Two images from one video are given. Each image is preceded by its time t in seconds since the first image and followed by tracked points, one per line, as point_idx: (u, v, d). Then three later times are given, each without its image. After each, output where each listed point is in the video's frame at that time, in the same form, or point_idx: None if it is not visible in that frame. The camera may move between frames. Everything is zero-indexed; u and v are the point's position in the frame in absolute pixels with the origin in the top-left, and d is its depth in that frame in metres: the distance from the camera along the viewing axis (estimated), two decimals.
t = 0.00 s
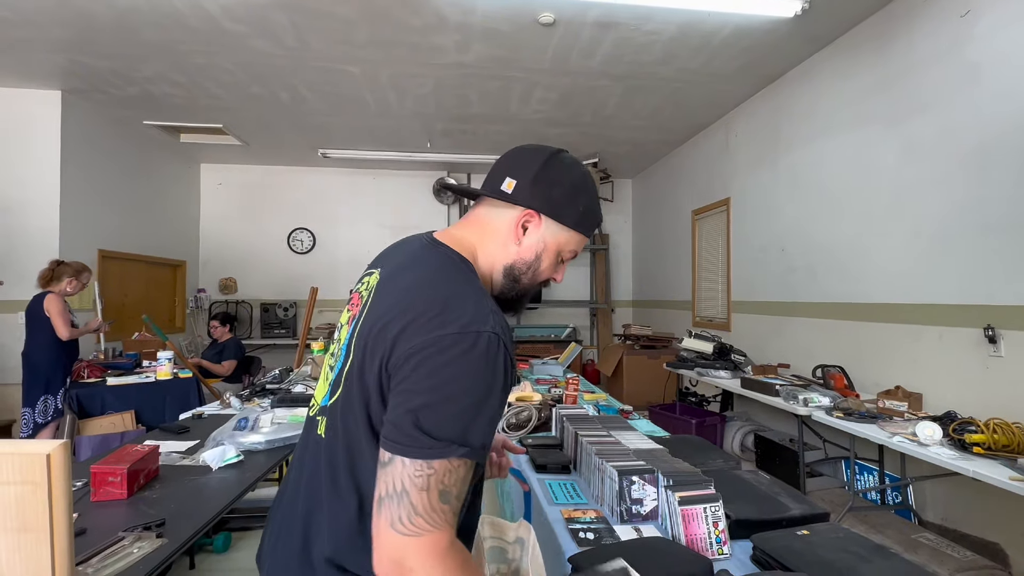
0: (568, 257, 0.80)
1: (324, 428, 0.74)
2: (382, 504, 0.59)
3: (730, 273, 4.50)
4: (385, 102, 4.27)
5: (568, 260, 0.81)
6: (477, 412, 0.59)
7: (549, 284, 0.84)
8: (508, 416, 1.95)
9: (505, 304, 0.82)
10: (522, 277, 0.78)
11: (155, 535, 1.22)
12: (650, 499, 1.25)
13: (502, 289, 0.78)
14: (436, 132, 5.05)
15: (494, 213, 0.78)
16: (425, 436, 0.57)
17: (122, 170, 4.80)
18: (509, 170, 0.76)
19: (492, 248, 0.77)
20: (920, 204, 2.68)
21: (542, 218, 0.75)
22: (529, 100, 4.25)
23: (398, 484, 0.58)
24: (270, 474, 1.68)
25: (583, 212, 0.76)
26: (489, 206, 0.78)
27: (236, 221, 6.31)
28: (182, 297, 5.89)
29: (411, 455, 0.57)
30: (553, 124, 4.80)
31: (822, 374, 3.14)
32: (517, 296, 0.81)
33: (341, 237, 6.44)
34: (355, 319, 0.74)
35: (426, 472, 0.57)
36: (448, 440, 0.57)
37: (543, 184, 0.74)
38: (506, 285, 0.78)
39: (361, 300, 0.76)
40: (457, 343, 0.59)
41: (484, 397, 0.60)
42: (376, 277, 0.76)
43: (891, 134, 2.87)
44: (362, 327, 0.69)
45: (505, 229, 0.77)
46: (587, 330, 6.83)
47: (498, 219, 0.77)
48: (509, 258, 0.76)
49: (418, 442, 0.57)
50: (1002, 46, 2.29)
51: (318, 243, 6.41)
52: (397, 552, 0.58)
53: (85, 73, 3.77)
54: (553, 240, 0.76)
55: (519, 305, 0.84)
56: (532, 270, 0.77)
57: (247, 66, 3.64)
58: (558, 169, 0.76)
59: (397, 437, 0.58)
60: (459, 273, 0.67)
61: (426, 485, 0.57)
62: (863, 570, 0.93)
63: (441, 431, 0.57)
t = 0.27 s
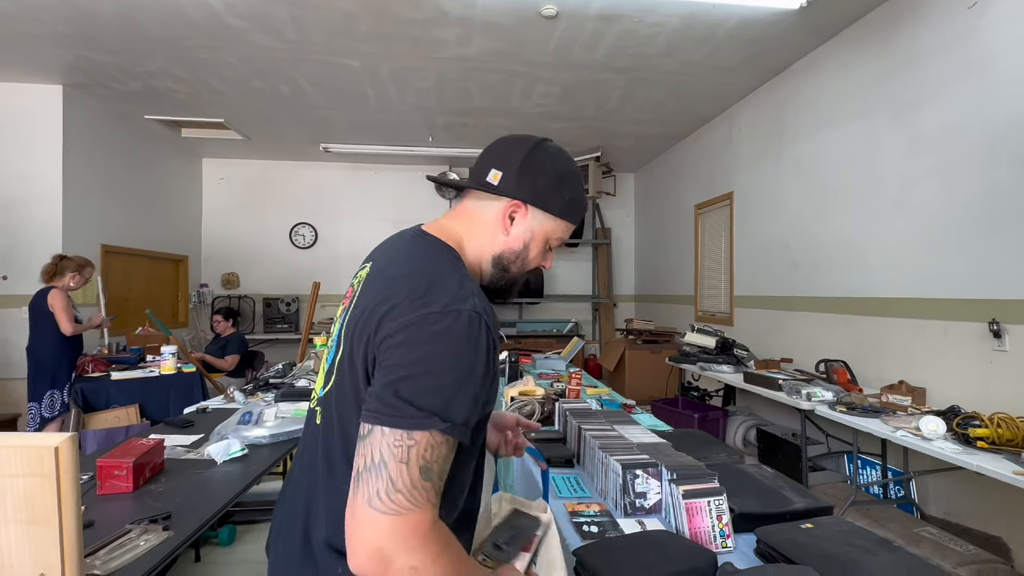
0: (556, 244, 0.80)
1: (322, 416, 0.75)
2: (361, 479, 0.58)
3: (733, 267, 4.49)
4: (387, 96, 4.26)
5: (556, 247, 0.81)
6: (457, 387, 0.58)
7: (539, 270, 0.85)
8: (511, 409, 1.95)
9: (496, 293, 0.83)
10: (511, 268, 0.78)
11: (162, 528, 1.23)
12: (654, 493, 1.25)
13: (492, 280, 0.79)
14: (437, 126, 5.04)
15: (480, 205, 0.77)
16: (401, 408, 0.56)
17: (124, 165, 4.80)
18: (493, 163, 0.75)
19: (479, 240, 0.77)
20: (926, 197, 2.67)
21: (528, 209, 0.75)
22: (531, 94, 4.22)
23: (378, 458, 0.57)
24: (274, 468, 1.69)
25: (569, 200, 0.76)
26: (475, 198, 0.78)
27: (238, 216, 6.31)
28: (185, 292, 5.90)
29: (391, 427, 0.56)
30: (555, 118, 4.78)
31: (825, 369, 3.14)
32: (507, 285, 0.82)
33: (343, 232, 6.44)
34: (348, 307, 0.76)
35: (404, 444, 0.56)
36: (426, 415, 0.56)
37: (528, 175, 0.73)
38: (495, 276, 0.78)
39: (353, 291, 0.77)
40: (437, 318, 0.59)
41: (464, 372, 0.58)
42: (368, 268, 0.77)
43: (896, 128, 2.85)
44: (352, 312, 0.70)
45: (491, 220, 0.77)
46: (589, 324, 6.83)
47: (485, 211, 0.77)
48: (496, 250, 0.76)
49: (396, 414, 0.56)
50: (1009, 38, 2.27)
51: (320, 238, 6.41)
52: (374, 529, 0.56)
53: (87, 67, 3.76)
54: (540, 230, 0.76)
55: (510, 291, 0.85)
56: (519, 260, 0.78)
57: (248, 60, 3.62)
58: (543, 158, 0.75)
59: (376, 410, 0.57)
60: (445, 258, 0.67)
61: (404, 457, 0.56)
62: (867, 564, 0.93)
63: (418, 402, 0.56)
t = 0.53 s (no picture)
0: (527, 219, 0.80)
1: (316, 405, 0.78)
2: (373, 450, 0.61)
3: (736, 260, 4.48)
4: (389, 89, 4.25)
5: (528, 224, 0.80)
6: (449, 351, 0.61)
7: (514, 247, 0.85)
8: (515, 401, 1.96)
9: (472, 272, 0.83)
10: (482, 244, 0.79)
11: (172, 518, 1.25)
12: (659, 484, 1.26)
13: (465, 258, 0.79)
14: (440, 119, 5.02)
15: (446, 186, 0.78)
16: (401, 378, 0.59)
17: (127, 159, 4.80)
18: (456, 145, 0.76)
19: (448, 219, 0.78)
20: (931, 189, 2.65)
21: (492, 184, 0.75)
22: (534, 86, 4.20)
23: (386, 429, 0.60)
24: (282, 460, 1.70)
25: (532, 175, 0.76)
26: (441, 180, 0.79)
27: (241, 210, 6.32)
28: (189, 286, 5.92)
29: (395, 397, 0.59)
30: (558, 111, 4.76)
31: (830, 362, 3.13)
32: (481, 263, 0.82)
33: (346, 226, 6.44)
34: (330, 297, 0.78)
35: (410, 411, 0.59)
36: (423, 380, 0.59)
37: (490, 151, 0.74)
38: (467, 252, 0.79)
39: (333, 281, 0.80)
40: (421, 292, 0.62)
41: (453, 336, 0.62)
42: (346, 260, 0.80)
43: (902, 119, 2.82)
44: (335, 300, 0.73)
45: (458, 199, 0.77)
46: (593, 317, 6.83)
47: (452, 191, 0.78)
48: (466, 227, 0.77)
49: (396, 384, 0.59)
50: (1016, 28, 2.24)
51: (322, 232, 6.41)
52: (398, 493, 0.60)
53: (89, 61, 3.76)
54: (508, 205, 0.76)
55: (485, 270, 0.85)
56: (489, 235, 0.78)
57: (250, 54, 3.61)
58: (504, 135, 0.75)
59: (376, 384, 0.60)
60: (418, 237, 0.70)
61: (413, 422, 0.60)
62: (872, 554, 0.94)
63: (414, 370, 0.59)
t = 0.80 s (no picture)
0: (477, 172, 0.82)
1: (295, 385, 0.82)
2: (338, 412, 0.64)
3: (734, 250, 4.48)
4: (385, 78, 4.20)
5: (485, 174, 0.83)
6: (407, 314, 0.64)
7: (482, 209, 0.86)
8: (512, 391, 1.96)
9: (445, 243, 0.85)
10: (436, 206, 0.81)
11: (170, 511, 1.24)
12: (658, 474, 1.26)
13: (426, 226, 0.83)
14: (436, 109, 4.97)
15: (395, 173, 0.86)
16: (361, 339, 0.62)
17: (121, 150, 4.75)
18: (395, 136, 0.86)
19: (401, 195, 0.83)
20: (931, 179, 2.63)
21: (426, 149, 0.80)
22: (531, 75, 4.16)
23: (348, 390, 0.63)
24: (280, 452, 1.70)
25: (463, 128, 0.80)
26: (392, 171, 0.87)
27: (236, 202, 6.27)
28: (185, 278, 5.89)
29: (356, 359, 0.62)
30: (556, 100, 4.72)
31: (827, 352, 3.14)
32: (448, 231, 0.84)
33: (343, 217, 6.40)
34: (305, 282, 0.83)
35: (371, 370, 0.62)
36: (382, 340, 0.63)
37: (417, 123, 0.81)
38: (427, 220, 0.82)
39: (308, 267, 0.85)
40: (378, 262, 0.66)
41: (411, 301, 0.65)
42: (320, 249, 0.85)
43: (902, 108, 2.80)
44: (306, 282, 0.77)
45: (405, 176, 0.83)
46: (590, 308, 6.84)
47: (400, 174, 0.85)
48: (415, 194, 0.82)
49: (356, 346, 0.62)
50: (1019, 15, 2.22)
51: (319, 223, 6.38)
52: (361, 448, 0.63)
53: (79, 50, 3.70)
54: (447, 163, 0.80)
55: (462, 238, 0.86)
56: (441, 196, 0.81)
57: (244, 42, 3.56)
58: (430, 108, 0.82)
59: (339, 347, 0.63)
60: (380, 219, 0.75)
61: (374, 382, 0.62)
62: (871, 543, 0.94)
63: (373, 331, 0.63)
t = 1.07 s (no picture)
0: (438, 164, 0.84)
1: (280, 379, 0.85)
2: (322, 392, 0.68)
3: (738, 250, 4.47)
4: (387, 80, 4.21)
5: (447, 164, 0.86)
6: (380, 298, 0.69)
7: (451, 199, 0.88)
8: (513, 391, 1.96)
9: (420, 236, 0.89)
10: (404, 202, 0.85)
11: (176, 511, 1.25)
12: (661, 474, 1.27)
13: (399, 224, 0.87)
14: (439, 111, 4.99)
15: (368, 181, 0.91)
16: (339, 324, 0.67)
17: (126, 154, 4.78)
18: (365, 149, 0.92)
19: (372, 200, 0.88)
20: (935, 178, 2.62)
21: (387, 153, 0.85)
22: (533, 76, 4.17)
23: (331, 371, 0.67)
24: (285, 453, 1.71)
25: (418, 127, 0.83)
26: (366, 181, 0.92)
27: (240, 205, 6.30)
28: (190, 281, 5.92)
29: (336, 342, 0.66)
30: (557, 101, 4.72)
31: (831, 351, 3.13)
32: (420, 224, 0.87)
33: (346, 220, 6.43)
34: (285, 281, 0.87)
35: (350, 351, 0.66)
36: (359, 322, 0.67)
37: (378, 133, 0.86)
38: (398, 218, 0.86)
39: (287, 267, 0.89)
40: (350, 252, 0.70)
41: (383, 285, 0.70)
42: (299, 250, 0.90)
43: (906, 106, 2.79)
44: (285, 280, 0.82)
45: (375, 181, 0.88)
46: (594, 309, 6.83)
47: (372, 180, 0.90)
48: (383, 195, 0.86)
49: (334, 330, 0.66)
50: None
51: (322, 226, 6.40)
52: (347, 423, 0.67)
53: (84, 55, 3.73)
54: (407, 161, 0.84)
55: (437, 230, 0.89)
56: (407, 192, 0.85)
57: (247, 46, 3.58)
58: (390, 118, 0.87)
59: (318, 333, 0.67)
60: (350, 217, 0.80)
61: (355, 362, 0.66)
62: (876, 542, 0.94)
63: (350, 314, 0.67)
